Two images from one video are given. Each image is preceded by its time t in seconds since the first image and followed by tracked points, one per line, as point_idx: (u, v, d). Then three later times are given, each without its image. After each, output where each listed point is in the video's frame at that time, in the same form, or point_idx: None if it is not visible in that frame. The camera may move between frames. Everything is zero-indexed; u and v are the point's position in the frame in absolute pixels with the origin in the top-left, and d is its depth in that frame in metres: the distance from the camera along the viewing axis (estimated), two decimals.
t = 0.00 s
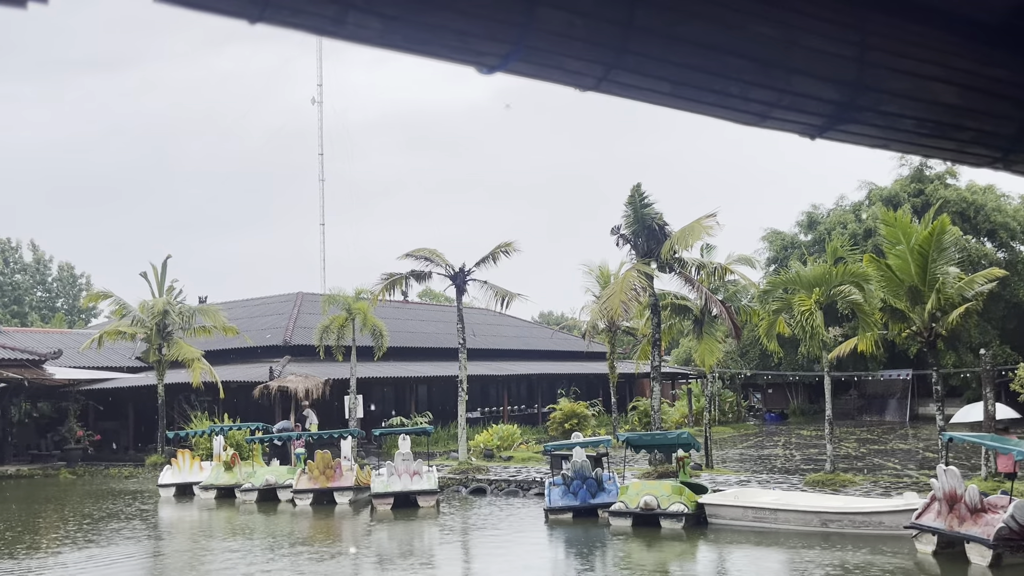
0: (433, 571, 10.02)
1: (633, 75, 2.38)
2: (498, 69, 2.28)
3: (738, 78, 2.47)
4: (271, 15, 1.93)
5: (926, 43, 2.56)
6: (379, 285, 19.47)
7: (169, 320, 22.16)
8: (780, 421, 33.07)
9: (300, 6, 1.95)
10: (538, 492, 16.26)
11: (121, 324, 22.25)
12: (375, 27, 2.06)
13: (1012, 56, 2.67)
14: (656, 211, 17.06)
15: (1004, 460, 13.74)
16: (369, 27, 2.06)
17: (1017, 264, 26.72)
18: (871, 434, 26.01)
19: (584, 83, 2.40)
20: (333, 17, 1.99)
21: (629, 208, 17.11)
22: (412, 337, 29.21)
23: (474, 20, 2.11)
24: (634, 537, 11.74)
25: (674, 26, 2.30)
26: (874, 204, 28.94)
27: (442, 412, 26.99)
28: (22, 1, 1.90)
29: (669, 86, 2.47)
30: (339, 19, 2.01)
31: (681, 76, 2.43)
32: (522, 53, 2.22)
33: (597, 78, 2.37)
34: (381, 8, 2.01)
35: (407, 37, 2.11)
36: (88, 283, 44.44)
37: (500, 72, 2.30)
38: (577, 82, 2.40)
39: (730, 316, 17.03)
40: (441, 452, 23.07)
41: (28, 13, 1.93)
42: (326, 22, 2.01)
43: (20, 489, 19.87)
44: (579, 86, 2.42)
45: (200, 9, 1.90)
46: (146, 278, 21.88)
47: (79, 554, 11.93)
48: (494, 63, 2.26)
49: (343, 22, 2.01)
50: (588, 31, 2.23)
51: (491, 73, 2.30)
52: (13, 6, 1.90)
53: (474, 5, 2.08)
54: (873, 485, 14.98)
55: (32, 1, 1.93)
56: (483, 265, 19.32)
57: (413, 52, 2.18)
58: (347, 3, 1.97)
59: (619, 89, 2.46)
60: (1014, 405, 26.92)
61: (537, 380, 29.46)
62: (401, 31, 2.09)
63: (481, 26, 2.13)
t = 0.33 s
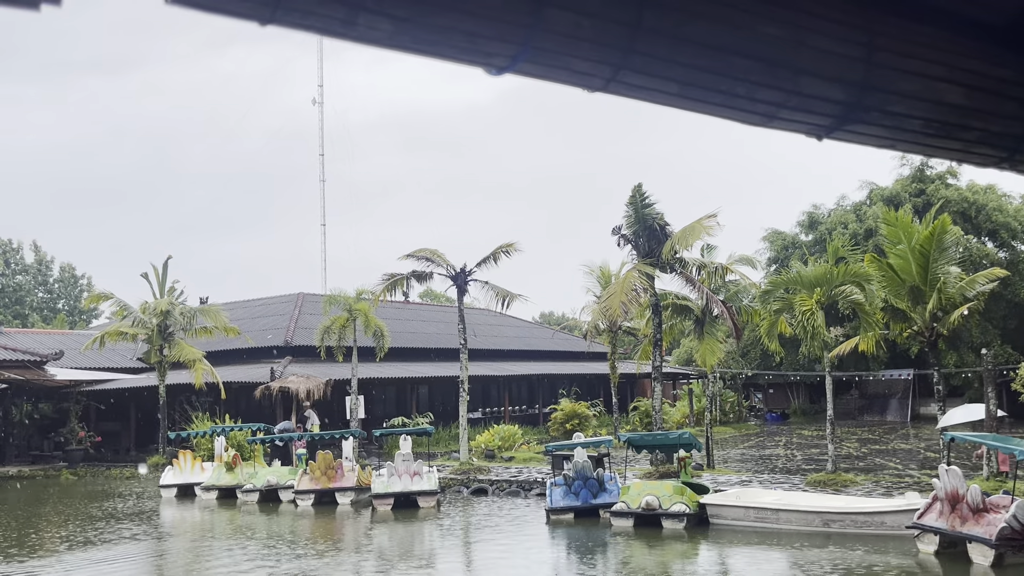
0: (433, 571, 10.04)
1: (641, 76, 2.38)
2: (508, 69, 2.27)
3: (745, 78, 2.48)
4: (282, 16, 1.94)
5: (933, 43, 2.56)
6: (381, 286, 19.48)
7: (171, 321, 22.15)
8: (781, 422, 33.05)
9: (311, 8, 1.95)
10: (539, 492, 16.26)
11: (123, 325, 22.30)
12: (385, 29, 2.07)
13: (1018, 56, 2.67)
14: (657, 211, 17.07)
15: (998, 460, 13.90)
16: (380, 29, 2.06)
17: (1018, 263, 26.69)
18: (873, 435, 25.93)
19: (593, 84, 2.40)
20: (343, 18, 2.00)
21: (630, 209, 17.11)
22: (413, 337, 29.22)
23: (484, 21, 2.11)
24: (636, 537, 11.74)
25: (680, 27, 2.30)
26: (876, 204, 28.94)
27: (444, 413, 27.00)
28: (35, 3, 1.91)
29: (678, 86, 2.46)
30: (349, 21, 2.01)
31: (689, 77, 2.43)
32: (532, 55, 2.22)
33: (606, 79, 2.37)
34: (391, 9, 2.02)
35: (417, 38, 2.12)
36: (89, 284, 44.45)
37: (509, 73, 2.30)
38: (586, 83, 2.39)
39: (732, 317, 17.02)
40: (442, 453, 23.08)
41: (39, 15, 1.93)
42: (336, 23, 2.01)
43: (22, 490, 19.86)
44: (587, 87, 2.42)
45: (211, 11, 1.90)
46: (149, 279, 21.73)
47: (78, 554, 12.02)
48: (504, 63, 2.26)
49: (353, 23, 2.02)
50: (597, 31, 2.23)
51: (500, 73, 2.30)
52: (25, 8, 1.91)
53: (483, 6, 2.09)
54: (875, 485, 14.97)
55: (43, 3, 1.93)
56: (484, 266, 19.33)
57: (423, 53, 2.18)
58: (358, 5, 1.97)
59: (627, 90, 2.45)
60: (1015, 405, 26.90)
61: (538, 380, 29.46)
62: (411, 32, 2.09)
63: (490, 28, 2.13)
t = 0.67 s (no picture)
0: (434, 571, 10.07)
1: (651, 75, 2.38)
2: (518, 69, 2.28)
3: (755, 78, 2.47)
4: (294, 17, 1.94)
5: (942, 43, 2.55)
6: (383, 286, 19.48)
7: (173, 321, 22.15)
8: (782, 422, 33.04)
9: (323, 7, 1.95)
10: (541, 493, 16.27)
11: (125, 326, 22.28)
12: (396, 28, 2.07)
13: None
14: (659, 212, 17.06)
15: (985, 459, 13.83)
16: (391, 28, 2.06)
17: (1020, 263, 26.66)
18: (875, 435, 25.84)
19: (603, 83, 2.40)
20: (355, 18, 2.00)
21: (632, 209, 17.12)
22: (414, 338, 29.23)
23: (495, 21, 2.12)
24: (638, 538, 11.74)
25: (691, 26, 2.30)
26: (877, 205, 28.92)
27: (445, 413, 27.01)
28: (46, 3, 1.91)
29: (687, 86, 2.46)
30: (361, 21, 2.01)
31: (699, 76, 2.43)
32: (542, 54, 2.22)
33: (616, 79, 2.37)
34: (402, 9, 2.02)
35: (428, 38, 2.12)
36: (91, 285, 44.48)
37: (520, 73, 2.30)
38: (596, 82, 2.39)
39: (733, 317, 16.99)
40: (444, 453, 23.09)
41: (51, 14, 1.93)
42: (348, 23, 2.02)
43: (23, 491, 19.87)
44: (597, 87, 2.42)
45: (223, 11, 1.91)
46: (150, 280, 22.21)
47: (79, 553, 12.15)
48: (514, 63, 2.26)
49: (364, 23, 2.02)
50: (607, 30, 2.23)
51: (510, 73, 2.30)
52: (38, 8, 1.91)
53: (495, 5, 2.09)
54: (877, 485, 14.95)
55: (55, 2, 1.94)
56: (486, 266, 19.33)
57: (433, 53, 2.18)
58: (370, 5, 1.97)
59: (637, 90, 2.45)
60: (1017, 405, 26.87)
61: (540, 380, 29.46)
62: (422, 31, 2.09)
63: (502, 28, 2.14)
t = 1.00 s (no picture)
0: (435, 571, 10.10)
1: (661, 78, 2.39)
2: (530, 73, 2.29)
3: (765, 80, 2.48)
4: (309, 22, 1.96)
5: (952, 46, 2.55)
6: (385, 287, 19.49)
7: (174, 322, 22.18)
8: (784, 422, 33.03)
9: (337, 12, 1.97)
10: (543, 493, 16.29)
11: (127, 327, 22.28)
12: (410, 33, 2.09)
13: None
14: (661, 212, 17.06)
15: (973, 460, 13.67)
16: (406, 32, 2.08)
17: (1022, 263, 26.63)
18: (877, 436, 25.79)
19: (613, 86, 2.42)
20: (370, 23, 2.02)
21: (634, 209, 17.12)
22: (416, 338, 29.26)
23: (509, 25, 2.13)
24: (640, 538, 11.75)
25: (703, 30, 2.31)
26: (879, 205, 28.92)
27: (447, 414, 27.01)
28: (66, 10, 1.91)
29: (696, 90, 2.47)
30: (375, 25, 2.03)
31: (709, 79, 2.44)
32: (554, 58, 2.24)
33: (627, 82, 2.39)
34: (417, 13, 2.04)
35: (440, 42, 2.13)
36: (93, 285, 44.48)
37: (532, 76, 2.31)
38: (607, 84, 2.41)
39: (735, 317, 16.98)
40: (446, 453, 23.10)
41: (70, 21, 1.93)
42: (363, 28, 2.04)
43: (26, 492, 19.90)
44: (608, 88, 2.43)
45: (241, 16, 1.92)
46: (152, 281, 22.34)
47: (83, 554, 12.19)
48: (526, 67, 2.27)
49: (379, 28, 2.04)
50: (619, 34, 2.23)
51: (522, 77, 2.32)
52: (56, 14, 1.91)
53: (508, 9, 2.10)
54: (880, 485, 14.95)
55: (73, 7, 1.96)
56: (488, 266, 19.35)
57: (446, 57, 2.19)
58: (384, 10, 1.99)
59: (648, 92, 2.46)
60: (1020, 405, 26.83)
61: (542, 381, 29.47)
62: (436, 36, 2.11)
63: (515, 32, 2.15)
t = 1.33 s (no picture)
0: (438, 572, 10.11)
1: (673, 78, 2.39)
2: (543, 73, 2.29)
3: (777, 80, 2.48)
4: (325, 22, 1.98)
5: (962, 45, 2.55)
6: (387, 288, 19.49)
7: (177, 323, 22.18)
8: (786, 423, 32.99)
9: (354, 12, 1.99)
10: (546, 493, 16.29)
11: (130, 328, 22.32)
12: (425, 33, 2.10)
13: None
14: (663, 212, 17.06)
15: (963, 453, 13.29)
16: (420, 34, 2.09)
17: None
18: (880, 436, 25.75)
19: (625, 86, 2.42)
20: (386, 24, 2.04)
21: (636, 210, 17.11)
22: (418, 339, 29.28)
23: (522, 25, 2.14)
24: (643, 539, 11.74)
25: (715, 31, 2.32)
26: (881, 205, 28.91)
27: (449, 414, 27.01)
28: (85, 11, 1.91)
29: (708, 90, 2.47)
30: (390, 26, 2.05)
31: (721, 79, 2.44)
32: (567, 59, 2.24)
33: (639, 82, 2.39)
34: (431, 14, 2.05)
35: (454, 42, 2.14)
36: (96, 287, 44.58)
37: (544, 76, 2.32)
38: (618, 84, 2.41)
39: (738, 317, 16.96)
40: (448, 454, 23.10)
41: (90, 22, 1.93)
42: (378, 28, 2.05)
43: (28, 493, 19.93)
44: (620, 88, 2.43)
45: (257, 16, 1.94)
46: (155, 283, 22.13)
47: (87, 554, 12.24)
48: (539, 67, 2.27)
49: (394, 29, 2.05)
50: (631, 35, 2.24)
51: (535, 78, 2.32)
52: (76, 16, 1.92)
53: (521, 10, 2.11)
54: (883, 486, 14.93)
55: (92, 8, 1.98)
56: (491, 267, 19.36)
57: (459, 57, 2.20)
58: (399, 10, 2.01)
59: (659, 93, 2.47)
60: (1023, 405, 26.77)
61: (544, 381, 29.49)
62: (450, 37, 2.13)
63: (528, 33, 2.16)
